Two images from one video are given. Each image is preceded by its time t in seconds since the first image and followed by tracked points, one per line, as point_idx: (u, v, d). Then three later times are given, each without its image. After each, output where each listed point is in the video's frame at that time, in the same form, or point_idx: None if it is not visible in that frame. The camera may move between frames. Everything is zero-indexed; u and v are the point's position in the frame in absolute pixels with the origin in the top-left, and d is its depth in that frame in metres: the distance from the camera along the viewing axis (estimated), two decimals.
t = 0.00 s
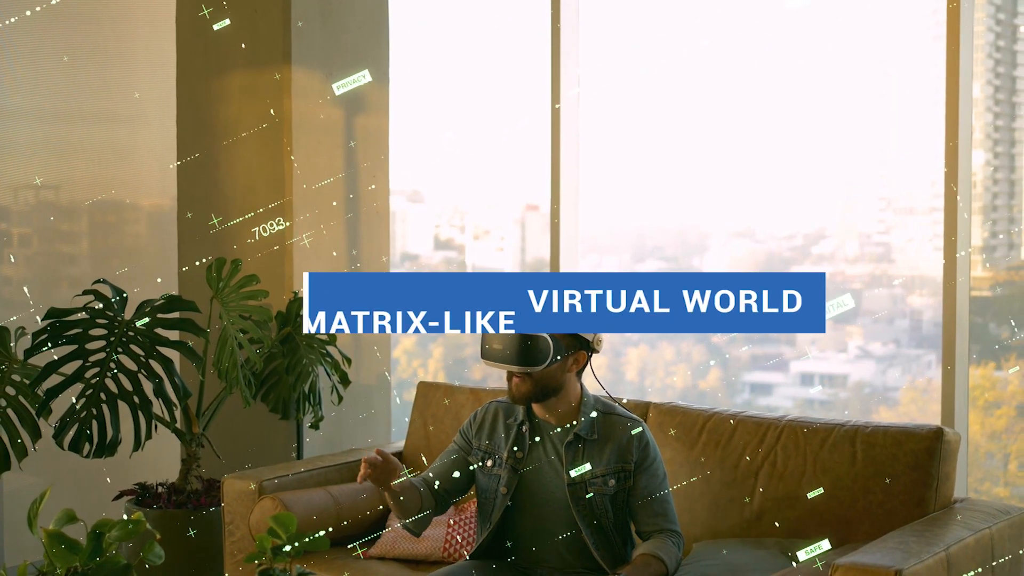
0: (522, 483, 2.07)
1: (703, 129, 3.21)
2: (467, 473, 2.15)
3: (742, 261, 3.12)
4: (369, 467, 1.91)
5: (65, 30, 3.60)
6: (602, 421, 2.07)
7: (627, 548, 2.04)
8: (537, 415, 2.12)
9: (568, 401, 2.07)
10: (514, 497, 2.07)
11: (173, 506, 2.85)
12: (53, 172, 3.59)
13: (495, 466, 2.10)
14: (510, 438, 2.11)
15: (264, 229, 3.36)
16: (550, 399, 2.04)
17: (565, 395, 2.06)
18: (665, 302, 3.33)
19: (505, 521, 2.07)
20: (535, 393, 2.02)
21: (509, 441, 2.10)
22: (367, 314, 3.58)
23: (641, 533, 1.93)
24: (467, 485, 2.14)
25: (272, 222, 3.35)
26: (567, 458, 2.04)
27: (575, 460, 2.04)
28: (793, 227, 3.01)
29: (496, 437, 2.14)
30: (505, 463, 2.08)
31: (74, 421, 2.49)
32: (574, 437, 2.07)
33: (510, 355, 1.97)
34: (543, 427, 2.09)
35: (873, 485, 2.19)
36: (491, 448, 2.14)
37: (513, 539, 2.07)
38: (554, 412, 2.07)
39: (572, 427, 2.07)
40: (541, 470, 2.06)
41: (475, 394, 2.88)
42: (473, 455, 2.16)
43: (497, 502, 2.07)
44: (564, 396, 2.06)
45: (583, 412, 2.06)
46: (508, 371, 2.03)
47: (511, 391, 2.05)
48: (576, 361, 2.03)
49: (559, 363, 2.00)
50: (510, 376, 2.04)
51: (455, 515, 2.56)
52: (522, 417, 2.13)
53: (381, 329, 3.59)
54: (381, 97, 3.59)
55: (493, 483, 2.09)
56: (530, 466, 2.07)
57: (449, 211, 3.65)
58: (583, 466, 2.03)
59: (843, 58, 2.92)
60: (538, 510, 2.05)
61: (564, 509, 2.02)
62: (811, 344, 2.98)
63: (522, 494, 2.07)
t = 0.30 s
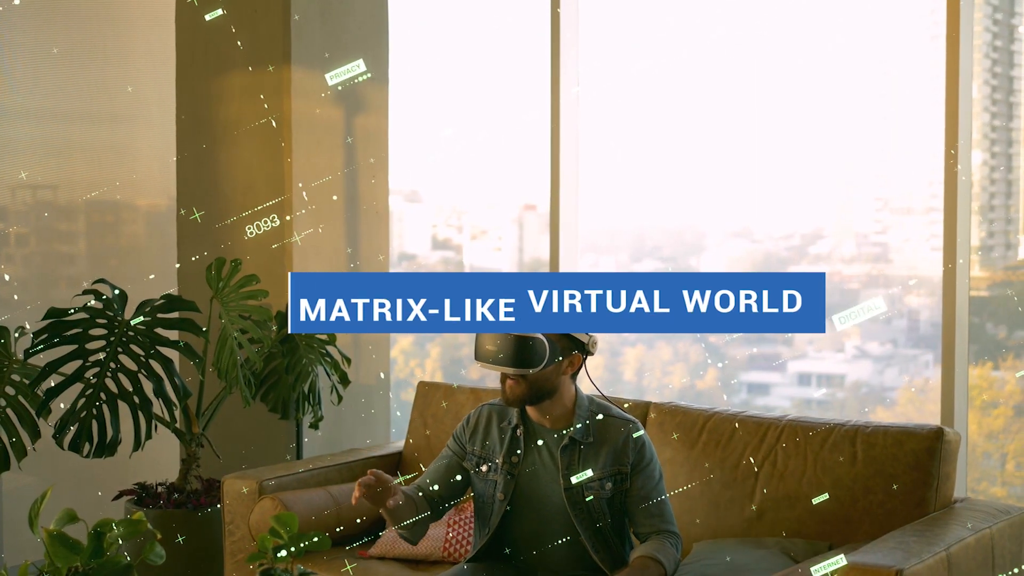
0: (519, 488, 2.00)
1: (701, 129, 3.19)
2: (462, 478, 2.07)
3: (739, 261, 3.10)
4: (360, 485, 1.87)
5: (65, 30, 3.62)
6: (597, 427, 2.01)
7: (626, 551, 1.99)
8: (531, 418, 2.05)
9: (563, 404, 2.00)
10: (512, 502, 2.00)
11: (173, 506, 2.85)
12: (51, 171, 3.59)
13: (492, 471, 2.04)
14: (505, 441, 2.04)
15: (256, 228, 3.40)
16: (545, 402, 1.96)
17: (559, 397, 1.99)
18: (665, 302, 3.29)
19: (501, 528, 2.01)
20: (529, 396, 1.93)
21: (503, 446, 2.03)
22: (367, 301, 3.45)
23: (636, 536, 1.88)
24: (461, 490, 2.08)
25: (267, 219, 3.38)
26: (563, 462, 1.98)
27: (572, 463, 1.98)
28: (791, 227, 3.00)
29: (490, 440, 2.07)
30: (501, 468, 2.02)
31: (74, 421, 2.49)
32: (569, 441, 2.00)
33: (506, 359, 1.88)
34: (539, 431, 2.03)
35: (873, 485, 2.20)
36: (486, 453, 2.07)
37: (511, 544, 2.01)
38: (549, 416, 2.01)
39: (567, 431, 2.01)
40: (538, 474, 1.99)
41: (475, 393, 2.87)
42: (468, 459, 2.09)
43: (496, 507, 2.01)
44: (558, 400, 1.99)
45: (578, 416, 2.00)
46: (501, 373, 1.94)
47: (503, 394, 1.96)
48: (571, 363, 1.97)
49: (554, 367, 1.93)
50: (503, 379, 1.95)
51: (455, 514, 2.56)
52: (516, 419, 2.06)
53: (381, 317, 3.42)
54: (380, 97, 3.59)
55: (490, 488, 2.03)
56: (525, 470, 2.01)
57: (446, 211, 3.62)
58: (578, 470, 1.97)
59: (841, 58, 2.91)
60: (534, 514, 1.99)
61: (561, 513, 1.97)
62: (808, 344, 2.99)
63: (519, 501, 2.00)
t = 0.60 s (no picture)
0: (511, 497, 2.01)
1: (697, 128, 3.18)
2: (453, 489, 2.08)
3: (735, 261, 3.10)
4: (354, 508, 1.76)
5: (63, 29, 3.62)
6: (585, 430, 1.99)
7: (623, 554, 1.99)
8: (519, 425, 2.04)
9: (551, 411, 1.99)
10: (510, 509, 2.01)
11: (173, 506, 2.85)
12: (48, 170, 3.60)
13: (484, 480, 2.05)
14: (494, 450, 2.05)
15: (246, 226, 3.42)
16: (533, 407, 1.94)
17: (548, 404, 1.98)
18: (665, 302, 3.27)
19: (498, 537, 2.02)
20: (517, 400, 1.92)
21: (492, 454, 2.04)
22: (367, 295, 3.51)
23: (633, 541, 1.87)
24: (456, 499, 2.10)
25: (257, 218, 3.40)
26: (554, 470, 1.97)
27: (563, 472, 1.97)
28: (788, 227, 3.00)
29: (480, 449, 2.08)
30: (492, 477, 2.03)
31: (73, 421, 2.49)
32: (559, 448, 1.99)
33: (496, 362, 1.87)
34: (528, 440, 2.02)
35: (872, 485, 2.21)
36: (476, 462, 2.08)
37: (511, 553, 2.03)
38: (538, 423, 2.00)
39: (557, 438, 1.99)
40: (529, 483, 1.99)
41: (474, 393, 2.88)
42: (459, 470, 2.10)
43: (494, 515, 2.02)
44: (547, 406, 1.98)
45: (567, 421, 1.99)
46: (489, 378, 1.92)
47: (491, 400, 1.94)
48: (560, 369, 1.97)
49: (544, 371, 1.92)
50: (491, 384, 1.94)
51: (455, 514, 2.57)
52: (505, 426, 2.06)
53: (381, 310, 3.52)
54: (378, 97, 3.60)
55: (484, 497, 2.05)
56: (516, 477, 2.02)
57: (442, 210, 3.58)
58: (568, 477, 1.97)
59: (838, 57, 2.91)
60: (528, 522, 2.00)
61: (555, 519, 1.97)
62: (804, 344, 2.98)
63: (515, 509, 2.01)
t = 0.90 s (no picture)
0: (483, 478, 2.02)
1: (692, 126, 3.18)
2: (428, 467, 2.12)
3: (731, 261, 3.10)
4: (337, 523, 1.85)
5: (60, 29, 3.62)
6: (556, 412, 2.00)
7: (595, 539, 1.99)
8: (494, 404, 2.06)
9: (525, 392, 2.00)
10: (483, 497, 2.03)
11: (171, 506, 2.85)
12: (44, 169, 3.60)
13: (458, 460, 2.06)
14: (468, 430, 2.06)
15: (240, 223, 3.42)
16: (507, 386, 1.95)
17: (522, 384, 1.99)
18: (665, 302, 3.29)
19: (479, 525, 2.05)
20: (490, 378, 1.92)
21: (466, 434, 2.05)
22: (367, 293, 3.42)
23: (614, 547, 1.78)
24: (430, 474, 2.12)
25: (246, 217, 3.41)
26: (525, 452, 2.00)
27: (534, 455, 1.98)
28: (782, 227, 3.00)
29: (455, 430, 2.08)
30: (464, 458, 2.05)
31: (71, 421, 2.49)
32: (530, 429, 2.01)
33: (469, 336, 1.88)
34: (502, 420, 2.05)
35: (870, 485, 2.22)
36: (450, 441, 2.09)
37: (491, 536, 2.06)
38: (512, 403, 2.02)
39: (528, 420, 2.02)
40: (501, 464, 2.01)
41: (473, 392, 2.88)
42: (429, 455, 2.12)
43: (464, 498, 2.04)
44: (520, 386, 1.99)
45: (538, 404, 2.00)
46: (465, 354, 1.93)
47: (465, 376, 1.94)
48: (537, 349, 1.95)
49: (519, 351, 1.92)
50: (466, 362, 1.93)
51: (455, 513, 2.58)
52: (480, 405, 2.07)
53: (381, 309, 3.41)
54: (376, 97, 3.60)
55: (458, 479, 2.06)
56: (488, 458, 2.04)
57: (437, 211, 3.60)
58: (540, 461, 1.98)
59: (834, 57, 2.91)
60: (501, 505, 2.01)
61: (528, 501, 1.99)
62: (799, 344, 2.99)
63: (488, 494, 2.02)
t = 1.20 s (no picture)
0: (473, 425, 1.69)
1: (686, 125, 3.18)
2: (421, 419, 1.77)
3: (726, 261, 3.10)
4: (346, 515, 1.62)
5: (57, 28, 3.62)
6: (549, 353, 1.65)
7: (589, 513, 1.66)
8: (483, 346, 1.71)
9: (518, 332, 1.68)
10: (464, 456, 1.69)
11: (168, 506, 2.84)
12: (39, 169, 3.59)
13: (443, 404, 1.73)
14: (459, 370, 1.71)
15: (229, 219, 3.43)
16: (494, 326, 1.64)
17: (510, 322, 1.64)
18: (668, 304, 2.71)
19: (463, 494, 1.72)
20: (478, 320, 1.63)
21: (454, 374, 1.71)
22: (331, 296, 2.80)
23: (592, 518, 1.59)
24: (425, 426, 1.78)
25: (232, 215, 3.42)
26: (512, 395, 1.66)
27: (522, 398, 1.64)
28: (777, 227, 3.01)
29: (443, 371, 1.73)
30: (454, 400, 1.71)
31: (69, 421, 2.49)
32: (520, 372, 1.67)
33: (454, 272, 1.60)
34: (491, 364, 1.70)
35: (868, 486, 2.23)
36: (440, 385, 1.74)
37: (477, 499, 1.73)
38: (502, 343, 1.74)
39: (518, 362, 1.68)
40: (492, 408, 1.69)
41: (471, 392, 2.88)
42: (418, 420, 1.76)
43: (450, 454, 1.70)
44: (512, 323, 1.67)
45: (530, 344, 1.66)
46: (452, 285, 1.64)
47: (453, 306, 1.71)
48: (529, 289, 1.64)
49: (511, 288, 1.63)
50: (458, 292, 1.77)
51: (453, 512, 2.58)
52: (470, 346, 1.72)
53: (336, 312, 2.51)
54: (372, 97, 3.59)
55: (440, 431, 1.72)
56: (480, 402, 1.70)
57: (432, 210, 3.55)
58: (527, 404, 1.64)
59: (829, 56, 2.91)
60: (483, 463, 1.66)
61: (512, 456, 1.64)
62: (794, 344, 2.99)
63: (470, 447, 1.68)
